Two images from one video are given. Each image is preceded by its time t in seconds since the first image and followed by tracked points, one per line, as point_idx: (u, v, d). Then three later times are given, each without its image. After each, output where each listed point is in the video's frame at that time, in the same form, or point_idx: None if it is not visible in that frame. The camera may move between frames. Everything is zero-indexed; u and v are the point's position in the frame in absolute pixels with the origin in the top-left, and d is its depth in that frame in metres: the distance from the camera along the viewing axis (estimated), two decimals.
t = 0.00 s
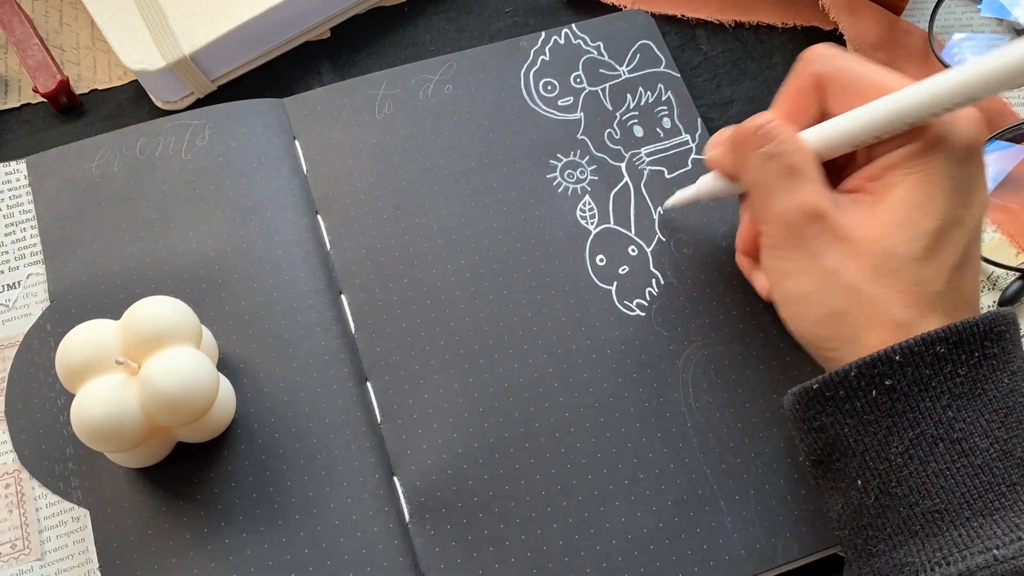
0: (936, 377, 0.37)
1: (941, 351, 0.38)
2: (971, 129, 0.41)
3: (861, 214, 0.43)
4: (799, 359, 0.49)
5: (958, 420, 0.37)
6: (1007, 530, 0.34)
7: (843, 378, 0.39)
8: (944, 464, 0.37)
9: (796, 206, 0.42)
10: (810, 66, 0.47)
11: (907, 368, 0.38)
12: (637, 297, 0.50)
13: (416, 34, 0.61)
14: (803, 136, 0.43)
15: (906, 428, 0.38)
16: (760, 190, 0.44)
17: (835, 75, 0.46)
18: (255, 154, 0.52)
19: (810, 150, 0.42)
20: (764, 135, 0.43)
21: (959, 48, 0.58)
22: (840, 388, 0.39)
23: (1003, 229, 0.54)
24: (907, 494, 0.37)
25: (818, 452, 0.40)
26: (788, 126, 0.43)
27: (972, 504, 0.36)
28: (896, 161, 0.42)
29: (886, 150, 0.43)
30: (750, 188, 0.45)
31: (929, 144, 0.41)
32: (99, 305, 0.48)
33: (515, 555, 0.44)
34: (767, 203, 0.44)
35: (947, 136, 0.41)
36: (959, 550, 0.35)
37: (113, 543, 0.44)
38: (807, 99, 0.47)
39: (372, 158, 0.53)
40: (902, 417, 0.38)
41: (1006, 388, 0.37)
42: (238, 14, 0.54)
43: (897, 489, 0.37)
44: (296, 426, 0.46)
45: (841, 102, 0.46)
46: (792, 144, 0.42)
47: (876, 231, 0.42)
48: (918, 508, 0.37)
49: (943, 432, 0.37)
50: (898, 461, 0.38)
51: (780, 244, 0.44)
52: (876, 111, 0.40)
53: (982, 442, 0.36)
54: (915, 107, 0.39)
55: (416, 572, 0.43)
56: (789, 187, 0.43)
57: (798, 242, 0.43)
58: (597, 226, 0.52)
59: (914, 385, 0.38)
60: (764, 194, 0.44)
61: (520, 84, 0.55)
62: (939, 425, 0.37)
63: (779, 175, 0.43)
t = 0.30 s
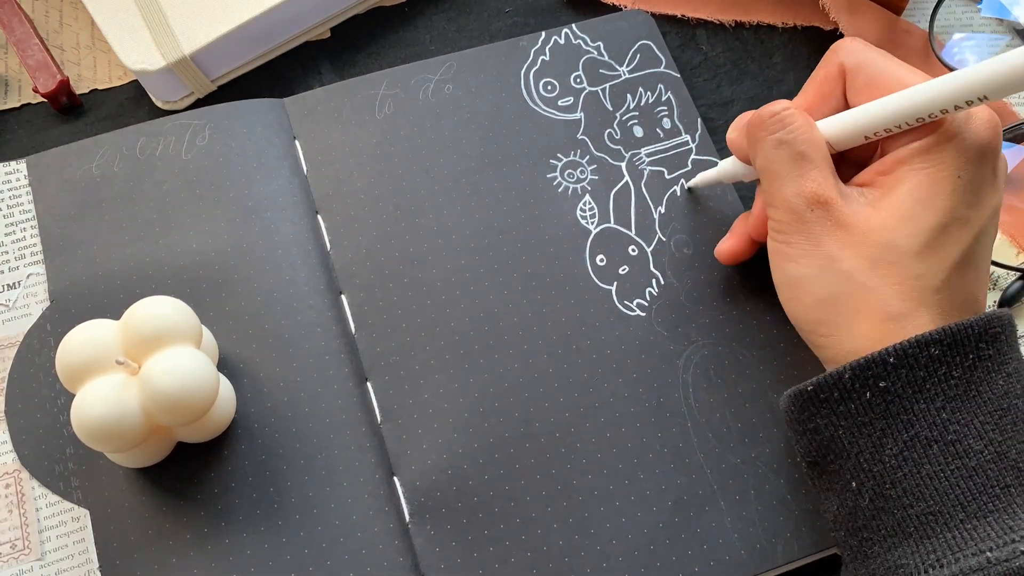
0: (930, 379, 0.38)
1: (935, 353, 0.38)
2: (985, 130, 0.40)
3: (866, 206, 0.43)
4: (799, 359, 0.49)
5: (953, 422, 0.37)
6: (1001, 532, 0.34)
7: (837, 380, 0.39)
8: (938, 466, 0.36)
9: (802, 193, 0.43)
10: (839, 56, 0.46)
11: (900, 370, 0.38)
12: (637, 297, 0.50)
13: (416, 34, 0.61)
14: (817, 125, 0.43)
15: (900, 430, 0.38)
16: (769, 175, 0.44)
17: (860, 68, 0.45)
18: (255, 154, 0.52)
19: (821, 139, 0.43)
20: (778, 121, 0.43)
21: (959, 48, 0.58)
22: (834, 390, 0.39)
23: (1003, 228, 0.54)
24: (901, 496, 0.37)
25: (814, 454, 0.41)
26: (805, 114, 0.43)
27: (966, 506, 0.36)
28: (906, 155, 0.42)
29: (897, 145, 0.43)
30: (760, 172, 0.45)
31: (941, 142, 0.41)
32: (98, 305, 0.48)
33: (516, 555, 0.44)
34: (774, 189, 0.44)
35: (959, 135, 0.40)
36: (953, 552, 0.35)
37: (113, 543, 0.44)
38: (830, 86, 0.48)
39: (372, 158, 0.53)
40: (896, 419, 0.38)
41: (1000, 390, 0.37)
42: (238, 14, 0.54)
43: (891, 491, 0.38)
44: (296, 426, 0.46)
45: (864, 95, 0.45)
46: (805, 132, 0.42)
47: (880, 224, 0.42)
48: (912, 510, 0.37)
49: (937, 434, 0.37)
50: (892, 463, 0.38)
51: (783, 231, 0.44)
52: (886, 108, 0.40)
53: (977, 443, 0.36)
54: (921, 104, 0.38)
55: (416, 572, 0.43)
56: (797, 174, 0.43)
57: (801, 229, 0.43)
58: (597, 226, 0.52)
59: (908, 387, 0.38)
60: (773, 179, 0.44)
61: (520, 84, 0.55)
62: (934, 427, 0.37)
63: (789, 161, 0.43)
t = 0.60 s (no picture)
0: (928, 380, 0.38)
1: (934, 354, 0.38)
2: (1008, 139, 0.40)
3: (881, 204, 0.43)
4: (799, 359, 0.49)
5: (952, 422, 0.37)
6: (999, 533, 0.35)
7: (836, 380, 0.39)
8: (937, 467, 0.37)
9: (819, 184, 0.44)
10: (873, 55, 0.47)
11: (899, 370, 0.38)
12: (637, 297, 0.50)
13: (417, 34, 0.61)
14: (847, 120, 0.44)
15: (899, 431, 0.38)
16: (793, 163, 0.45)
17: (891, 68, 0.46)
18: (255, 155, 0.52)
19: (849, 134, 0.43)
20: (809, 111, 0.44)
21: (959, 48, 0.58)
22: (832, 391, 0.39)
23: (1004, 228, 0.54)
24: (900, 496, 0.37)
25: (813, 454, 0.41)
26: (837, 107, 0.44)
27: (965, 507, 0.36)
28: (926, 158, 0.42)
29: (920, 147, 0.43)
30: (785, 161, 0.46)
31: (961, 146, 0.41)
32: (98, 305, 0.48)
33: (515, 555, 0.44)
34: (794, 179, 0.45)
35: (981, 141, 0.40)
36: (952, 553, 0.35)
37: (113, 543, 0.44)
38: (863, 86, 0.48)
39: (371, 158, 0.53)
40: (895, 420, 0.38)
41: (999, 390, 0.37)
42: (238, 14, 0.54)
43: (890, 491, 0.38)
44: (296, 426, 0.46)
45: (893, 94, 0.46)
46: (831, 124, 0.43)
47: (893, 221, 0.42)
48: (911, 511, 0.37)
49: (936, 435, 0.37)
50: (891, 463, 0.38)
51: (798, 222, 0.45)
52: (912, 107, 0.40)
53: (976, 444, 0.36)
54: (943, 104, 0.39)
55: (416, 572, 0.43)
56: (817, 164, 0.44)
57: (815, 220, 0.44)
58: (597, 226, 0.52)
59: (906, 388, 0.38)
60: (794, 169, 0.45)
61: (519, 84, 0.56)
62: (932, 428, 0.37)
63: (811, 152, 0.44)
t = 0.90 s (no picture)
0: (934, 419, 0.37)
1: (940, 392, 0.37)
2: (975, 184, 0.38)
3: (852, 262, 0.42)
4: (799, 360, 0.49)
5: (959, 463, 0.37)
6: None
7: (839, 420, 0.39)
8: (943, 509, 0.36)
9: (780, 259, 0.42)
10: (816, 109, 0.45)
11: (904, 410, 0.37)
12: (637, 297, 0.50)
13: (417, 34, 0.61)
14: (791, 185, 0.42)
15: (905, 471, 0.37)
16: (745, 241, 0.43)
17: (843, 120, 0.44)
18: (255, 155, 0.52)
19: (798, 203, 0.42)
20: (744, 187, 0.42)
21: (960, 48, 0.57)
22: (836, 430, 0.39)
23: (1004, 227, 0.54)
24: (906, 537, 0.37)
25: (816, 492, 0.40)
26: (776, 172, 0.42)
27: (972, 550, 0.36)
28: (893, 214, 0.41)
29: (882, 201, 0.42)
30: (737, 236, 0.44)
31: (927, 200, 0.39)
32: (98, 305, 0.48)
33: (515, 554, 0.44)
34: (752, 254, 0.43)
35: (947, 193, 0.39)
36: None
37: (113, 543, 0.44)
38: (811, 141, 0.46)
39: (371, 158, 0.53)
40: (901, 460, 0.38)
41: (1007, 429, 0.36)
42: (238, 14, 0.54)
43: (895, 531, 0.38)
44: (296, 426, 0.46)
45: (849, 148, 0.44)
46: (776, 196, 0.41)
47: (866, 282, 0.41)
48: (917, 552, 0.37)
49: (942, 475, 0.37)
50: (897, 504, 0.38)
51: (766, 293, 0.44)
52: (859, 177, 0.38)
53: (984, 485, 0.36)
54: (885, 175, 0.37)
55: (416, 572, 0.43)
56: (773, 238, 0.42)
57: (785, 294, 0.43)
58: (597, 226, 0.52)
59: (912, 427, 0.37)
60: (750, 245, 0.43)
61: (519, 84, 0.56)
62: (939, 468, 0.37)
63: (763, 227, 0.42)
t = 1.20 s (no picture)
0: (951, 418, 0.38)
1: (958, 391, 0.38)
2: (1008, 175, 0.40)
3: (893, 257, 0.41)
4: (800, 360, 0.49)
5: (976, 463, 0.37)
6: None
7: (856, 417, 0.39)
8: (959, 508, 0.37)
9: (825, 248, 0.41)
10: (843, 108, 0.46)
11: (921, 409, 0.38)
12: (637, 297, 0.50)
13: (417, 34, 0.61)
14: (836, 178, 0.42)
15: (921, 470, 0.38)
16: (788, 225, 0.42)
17: (873, 118, 0.45)
18: (255, 155, 0.52)
19: (845, 195, 0.41)
20: (796, 169, 0.42)
21: (960, 48, 0.58)
22: (852, 428, 0.39)
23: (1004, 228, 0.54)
24: (920, 536, 0.38)
25: (829, 490, 0.40)
26: (822, 163, 0.42)
27: (986, 550, 0.36)
28: (931, 207, 0.41)
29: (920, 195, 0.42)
30: (777, 223, 0.43)
31: (964, 191, 0.40)
32: (98, 305, 0.48)
33: (516, 555, 0.44)
34: (794, 245, 0.42)
35: (981, 182, 0.40)
36: None
37: (113, 543, 0.44)
38: (840, 141, 0.46)
39: (371, 159, 0.53)
40: (917, 459, 0.38)
41: None
42: (238, 14, 0.54)
43: (909, 530, 0.38)
44: (296, 426, 0.46)
45: (881, 144, 0.44)
46: (822, 180, 0.41)
47: (908, 276, 0.41)
48: (931, 552, 0.37)
49: (959, 474, 0.37)
50: (912, 502, 0.38)
51: (805, 286, 0.43)
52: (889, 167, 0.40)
53: (1000, 485, 0.36)
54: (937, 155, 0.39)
55: (416, 572, 0.43)
56: (818, 227, 0.42)
57: (827, 286, 0.42)
58: (597, 226, 0.52)
59: (929, 426, 0.38)
60: (790, 235, 0.42)
61: (520, 84, 0.55)
62: (955, 467, 0.37)
63: (809, 213, 0.42)
